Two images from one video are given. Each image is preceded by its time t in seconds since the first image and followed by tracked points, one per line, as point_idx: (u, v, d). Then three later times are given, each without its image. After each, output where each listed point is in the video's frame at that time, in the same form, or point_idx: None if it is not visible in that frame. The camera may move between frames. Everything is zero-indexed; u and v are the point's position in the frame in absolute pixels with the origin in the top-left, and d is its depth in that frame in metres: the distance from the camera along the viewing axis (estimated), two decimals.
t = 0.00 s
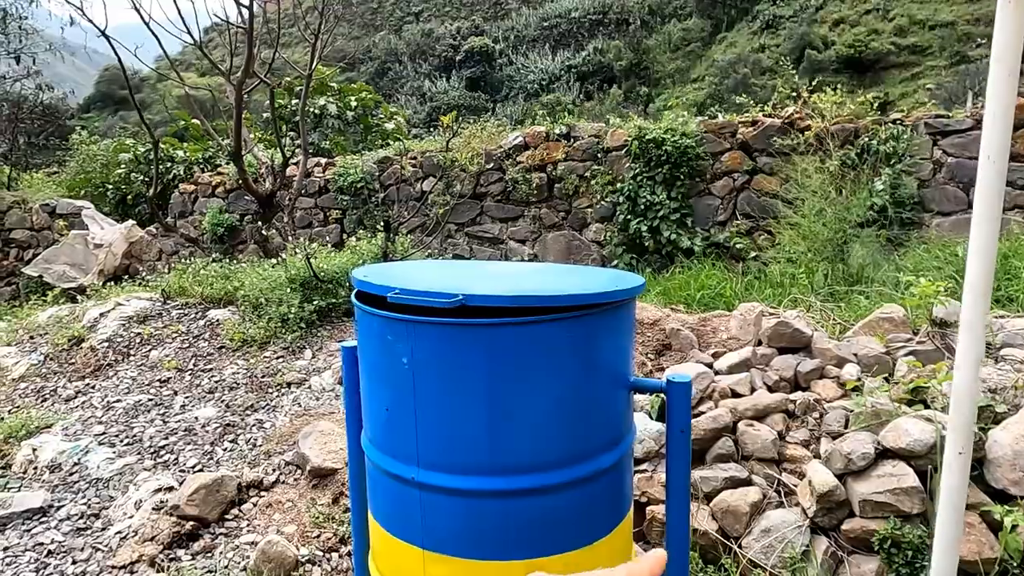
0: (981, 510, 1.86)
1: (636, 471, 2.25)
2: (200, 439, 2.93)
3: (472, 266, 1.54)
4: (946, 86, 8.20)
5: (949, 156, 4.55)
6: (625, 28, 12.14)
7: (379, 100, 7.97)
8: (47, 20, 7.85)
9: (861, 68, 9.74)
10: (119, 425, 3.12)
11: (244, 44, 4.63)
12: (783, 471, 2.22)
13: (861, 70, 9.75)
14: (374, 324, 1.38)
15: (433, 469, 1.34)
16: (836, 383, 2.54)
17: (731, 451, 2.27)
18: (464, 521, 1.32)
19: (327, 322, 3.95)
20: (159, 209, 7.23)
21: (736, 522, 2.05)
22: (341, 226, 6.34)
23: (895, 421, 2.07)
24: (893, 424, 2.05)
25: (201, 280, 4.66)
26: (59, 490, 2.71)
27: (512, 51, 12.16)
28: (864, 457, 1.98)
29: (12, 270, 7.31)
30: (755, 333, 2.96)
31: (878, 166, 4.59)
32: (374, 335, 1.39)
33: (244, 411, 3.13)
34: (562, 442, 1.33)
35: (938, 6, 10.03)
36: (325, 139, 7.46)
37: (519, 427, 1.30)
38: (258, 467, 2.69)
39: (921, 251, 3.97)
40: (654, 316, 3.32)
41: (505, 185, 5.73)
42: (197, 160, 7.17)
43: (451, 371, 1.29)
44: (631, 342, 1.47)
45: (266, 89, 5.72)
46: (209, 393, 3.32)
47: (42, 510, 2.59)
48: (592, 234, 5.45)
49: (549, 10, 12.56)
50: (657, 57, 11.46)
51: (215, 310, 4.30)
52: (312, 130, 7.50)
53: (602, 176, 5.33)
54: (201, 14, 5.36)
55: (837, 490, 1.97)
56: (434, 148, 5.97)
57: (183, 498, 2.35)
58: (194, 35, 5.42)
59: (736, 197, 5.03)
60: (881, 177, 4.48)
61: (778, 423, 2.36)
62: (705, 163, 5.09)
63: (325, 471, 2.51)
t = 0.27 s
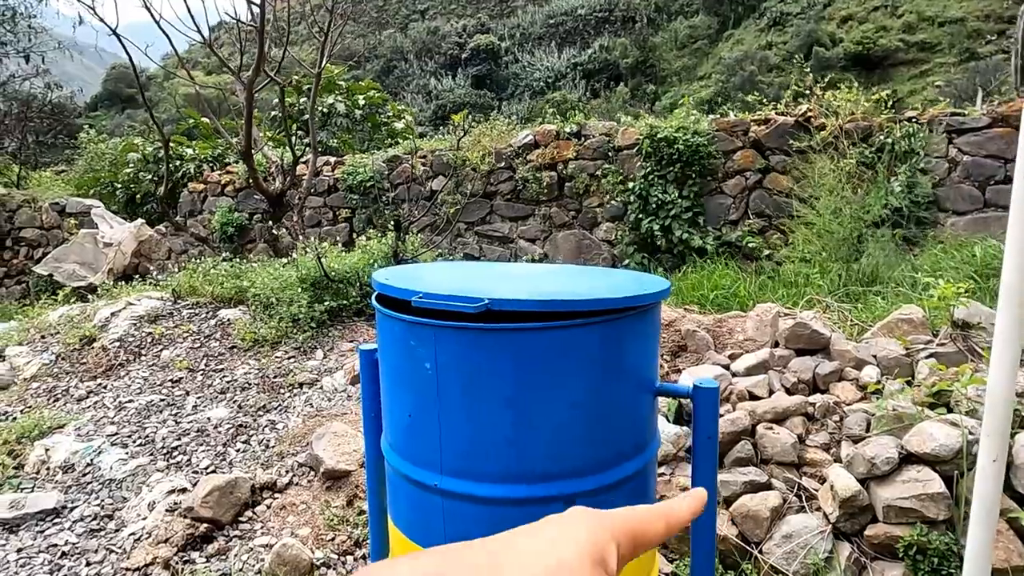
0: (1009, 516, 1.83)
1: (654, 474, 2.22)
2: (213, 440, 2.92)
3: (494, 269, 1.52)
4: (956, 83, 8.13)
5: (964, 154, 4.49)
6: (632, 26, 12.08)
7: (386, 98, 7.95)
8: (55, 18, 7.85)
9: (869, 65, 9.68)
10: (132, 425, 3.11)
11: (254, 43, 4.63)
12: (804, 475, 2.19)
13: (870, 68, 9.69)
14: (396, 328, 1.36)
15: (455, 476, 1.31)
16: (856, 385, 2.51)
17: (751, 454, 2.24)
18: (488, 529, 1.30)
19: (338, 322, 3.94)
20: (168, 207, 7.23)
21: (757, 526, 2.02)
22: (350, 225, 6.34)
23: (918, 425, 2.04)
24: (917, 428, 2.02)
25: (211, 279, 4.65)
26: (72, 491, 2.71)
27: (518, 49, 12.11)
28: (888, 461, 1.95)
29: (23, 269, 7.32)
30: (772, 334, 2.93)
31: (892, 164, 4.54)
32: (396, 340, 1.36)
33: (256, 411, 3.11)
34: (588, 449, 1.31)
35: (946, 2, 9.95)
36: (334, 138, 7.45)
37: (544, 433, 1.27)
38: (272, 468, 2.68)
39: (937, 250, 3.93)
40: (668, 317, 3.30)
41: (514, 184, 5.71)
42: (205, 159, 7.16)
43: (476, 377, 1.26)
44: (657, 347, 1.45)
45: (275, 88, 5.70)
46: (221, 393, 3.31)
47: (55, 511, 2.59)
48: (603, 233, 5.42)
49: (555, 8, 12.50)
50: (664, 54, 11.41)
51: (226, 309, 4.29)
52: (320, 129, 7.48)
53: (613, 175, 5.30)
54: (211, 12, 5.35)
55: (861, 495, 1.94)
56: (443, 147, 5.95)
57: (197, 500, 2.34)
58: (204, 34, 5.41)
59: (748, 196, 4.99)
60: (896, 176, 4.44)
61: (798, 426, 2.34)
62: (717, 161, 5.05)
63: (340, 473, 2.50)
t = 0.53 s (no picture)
0: (1016, 517, 1.82)
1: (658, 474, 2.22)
2: (216, 438, 2.93)
3: (496, 268, 1.51)
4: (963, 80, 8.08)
5: (971, 152, 4.47)
6: (636, 23, 12.04)
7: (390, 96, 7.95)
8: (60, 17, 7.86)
9: (875, 63, 9.63)
10: (136, 423, 3.12)
11: (258, 41, 4.63)
12: (808, 475, 2.18)
13: (876, 65, 9.64)
14: (397, 327, 1.36)
15: (456, 476, 1.31)
16: (861, 385, 2.50)
17: (755, 454, 2.23)
18: (489, 530, 1.30)
19: (342, 320, 3.94)
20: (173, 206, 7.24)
21: (761, 527, 2.01)
22: (354, 223, 6.34)
23: (924, 425, 2.03)
24: (923, 428, 2.01)
25: (215, 277, 4.65)
26: (77, 489, 2.72)
27: (523, 47, 12.08)
28: (894, 462, 1.94)
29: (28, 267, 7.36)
30: (777, 333, 2.92)
31: (898, 162, 4.51)
32: (398, 340, 1.36)
33: (260, 410, 3.11)
34: (590, 449, 1.30)
35: None
36: (338, 136, 7.45)
37: (546, 434, 1.27)
38: (275, 467, 2.68)
39: (943, 249, 3.91)
40: (672, 316, 3.29)
41: (518, 182, 5.70)
42: (209, 156, 7.17)
43: (477, 376, 1.26)
44: (660, 347, 1.44)
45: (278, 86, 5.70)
46: (225, 391, 3.32)
47: (60, 509, 2.60)
48: (607, 231, 5.40)
49: (559, 5, 12.45)
50: (669, 52, 11.37)
51: (230, 307, 4.30)
52: (324, 127, 7.48)
53: (617, 173, 5.29)
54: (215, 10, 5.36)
55: (866, 496, 1.93)
56: (447, 145, 5.95)
57: (200, 498, 2.34)
58: (208, 32, 5.42)
59: (753, 194, 4.98)
60: (902, 174, 4.42)
61: (802, 425, 2.32)
62: (722, 160, 5.04)
63: (343, 471, 2.50)
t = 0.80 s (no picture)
0: (1011, 514, 1.82)
1: (656, 471, 2.23)
2: (218, 435, 2.95)
3: (493, 266, 1.52)
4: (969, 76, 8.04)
5: (974, 149, 4.45)
6: (641, 20, 11.99)
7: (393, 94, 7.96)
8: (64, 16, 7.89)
9: (881, 59, 9.57)
10: (139, 420, 3.14)
11: (260, 39, 4.65)
12: (806, 471, 2.19)
13: (881, 61, 9.58)
14: (394, 324, 1.37)
15: (453, 472, 1.32)
16: (859, 382, 2.51)
17: (753, 451, 2.24)
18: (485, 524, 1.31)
19: (344, 318, 3.96)
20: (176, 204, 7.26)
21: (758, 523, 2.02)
22: (356, 221, 6.36)
23: (920, 422, 2.04)
24: (919, 425, 2.02)
25: (218, 275, 4.67)
26: (81, 485, 2.74)
27: (526, 45, 12.06)
28: (890, 458, 1.95)
29: (34, 265, 7.40)
30: (776, 330, 2.93)
31: (900, 160, 4.51)
32: (396, 337, 1.38)
33: (262, 407, 3.14)
34: (585, 445, 1.32)
35: None
36: (340, 134, 7.47)
37: (542, 430, 1.28)
38: (277, 463, 2.70)
39: (945, 246, 3.90)
40: (672, 314, 3.30)
41: (520, 180, 5.71)
42: (212, 154, 7.19)
43: (473, 373, 1.27)
44: (655, 344, 1.45)
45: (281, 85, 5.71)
46: (227, 388, 3.34)
47: (64, 505, 2.63)
48: (608, 229, 5.41)
49: (563, 2, 12.42)
50: (673, 49, 11.33)
51: (233, 305, 4.32)
52: (327, 125, 7.50)
53: (619, 170, 5.29)
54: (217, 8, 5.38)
55: (863, 492, 1.94)
56: (449, 143, 5.96)
57: (202, 494, 2.36)
58: (211, 30, 5.44)
59: (754, 192, 4.98)
60: (904, 171, 4.41)
61: (800, 422, 2.33)
62: (723, 157, 5.04)
63: (344, 468, 2.52)
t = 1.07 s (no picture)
0: (998, 505, 1.84)
1: (648, 463, 2.25)
2: (219, 428, 2.99)
3: (483, 259, 1.55)
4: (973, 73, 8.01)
5: (973, 145, 4.46)
6: (645, 17, 11.96)
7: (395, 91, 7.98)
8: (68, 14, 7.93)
9: (886, 56, 9.54)
10: (141, 414, 3.18)
11: (261, 37, 4.68)
12: (797, 464, 2.21)
13: (886, 59, 9.55)
14: (384, 316, 1.40)
15: (442, 460, 1.35)
16: (852, 376, 2.53)
17: (745, 443, 2.26)
18: (473, 511, 1.34)
19: (344, 314, 3.99)
20: (180, 201, 7.31)
21: (749, 514, 2.04)
22: (358, 219, 6.39)
23: (909, 415, 2.06)
24: (908, 418, 2.04)
25: (220, 272, 4.72)
26: (83, 477, 2.78)
27: (530, 42, 12.05)
28: (879, 451, 1.97)
29: (39, 263, 7.47)
30: (771, 325, 2.95)
31: (898, 156, 4.52)
32: (386, 328, 1.40)
33: (262, 401, 3.17)
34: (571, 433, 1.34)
35: None
36: (343, 132, 7.50)
37: (528, 418, 1.31)
38: (276, 457, 2.73)
39: (943, 242, 3.91)
40: (668, 309, 3.33)
41: (520, 177, 5.74)
42: (216, 152, 7.23)
43: (460, 362, 1.30)
44: (642, 335, 1.47)
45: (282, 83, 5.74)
46: (228, 383, 3.38)
47: (67, 497, 2.67)
48: (608, 226, 5.43)
49: None
50: (677, 46, 11.30)
51: (234, 302, 4.36)
52: (329, 123, 7.53)
53: (618, 167, 5.31)
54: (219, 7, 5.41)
55: (851, 484, 1.96)
56: (450, 140, 5.99)
57: (203, 486, 2.40)
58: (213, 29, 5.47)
59: (753, 189, 4.99)
60: (902, 168, 4.42)
61: (792, 416, 2.36)
62: (722, 154, 5.05)
63: (342, 460, 2.55)
